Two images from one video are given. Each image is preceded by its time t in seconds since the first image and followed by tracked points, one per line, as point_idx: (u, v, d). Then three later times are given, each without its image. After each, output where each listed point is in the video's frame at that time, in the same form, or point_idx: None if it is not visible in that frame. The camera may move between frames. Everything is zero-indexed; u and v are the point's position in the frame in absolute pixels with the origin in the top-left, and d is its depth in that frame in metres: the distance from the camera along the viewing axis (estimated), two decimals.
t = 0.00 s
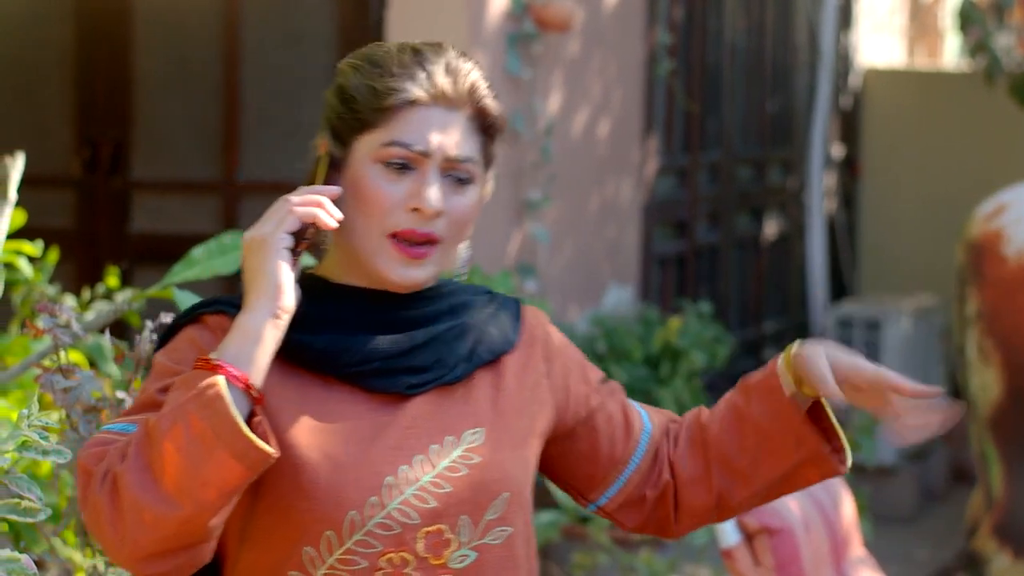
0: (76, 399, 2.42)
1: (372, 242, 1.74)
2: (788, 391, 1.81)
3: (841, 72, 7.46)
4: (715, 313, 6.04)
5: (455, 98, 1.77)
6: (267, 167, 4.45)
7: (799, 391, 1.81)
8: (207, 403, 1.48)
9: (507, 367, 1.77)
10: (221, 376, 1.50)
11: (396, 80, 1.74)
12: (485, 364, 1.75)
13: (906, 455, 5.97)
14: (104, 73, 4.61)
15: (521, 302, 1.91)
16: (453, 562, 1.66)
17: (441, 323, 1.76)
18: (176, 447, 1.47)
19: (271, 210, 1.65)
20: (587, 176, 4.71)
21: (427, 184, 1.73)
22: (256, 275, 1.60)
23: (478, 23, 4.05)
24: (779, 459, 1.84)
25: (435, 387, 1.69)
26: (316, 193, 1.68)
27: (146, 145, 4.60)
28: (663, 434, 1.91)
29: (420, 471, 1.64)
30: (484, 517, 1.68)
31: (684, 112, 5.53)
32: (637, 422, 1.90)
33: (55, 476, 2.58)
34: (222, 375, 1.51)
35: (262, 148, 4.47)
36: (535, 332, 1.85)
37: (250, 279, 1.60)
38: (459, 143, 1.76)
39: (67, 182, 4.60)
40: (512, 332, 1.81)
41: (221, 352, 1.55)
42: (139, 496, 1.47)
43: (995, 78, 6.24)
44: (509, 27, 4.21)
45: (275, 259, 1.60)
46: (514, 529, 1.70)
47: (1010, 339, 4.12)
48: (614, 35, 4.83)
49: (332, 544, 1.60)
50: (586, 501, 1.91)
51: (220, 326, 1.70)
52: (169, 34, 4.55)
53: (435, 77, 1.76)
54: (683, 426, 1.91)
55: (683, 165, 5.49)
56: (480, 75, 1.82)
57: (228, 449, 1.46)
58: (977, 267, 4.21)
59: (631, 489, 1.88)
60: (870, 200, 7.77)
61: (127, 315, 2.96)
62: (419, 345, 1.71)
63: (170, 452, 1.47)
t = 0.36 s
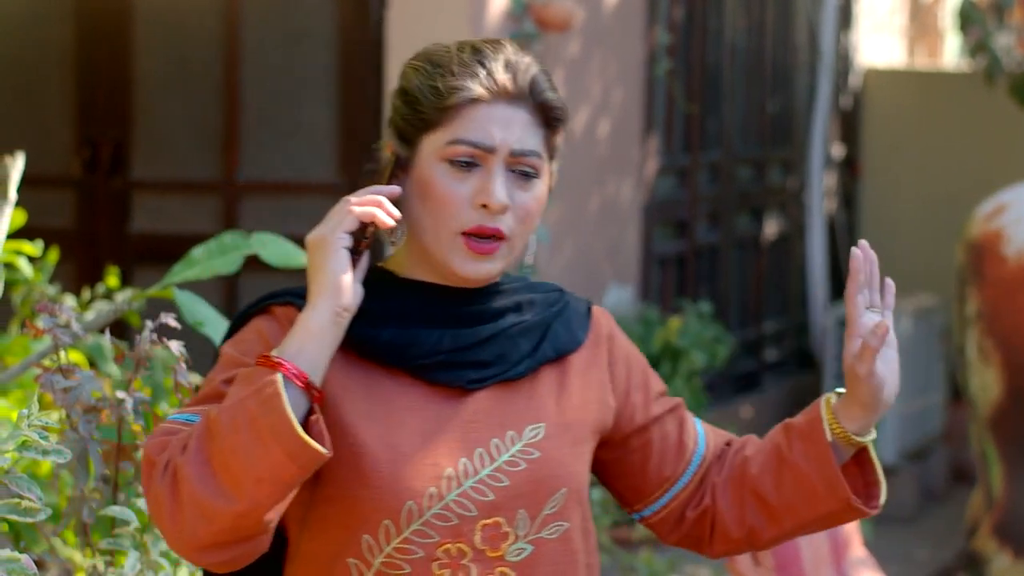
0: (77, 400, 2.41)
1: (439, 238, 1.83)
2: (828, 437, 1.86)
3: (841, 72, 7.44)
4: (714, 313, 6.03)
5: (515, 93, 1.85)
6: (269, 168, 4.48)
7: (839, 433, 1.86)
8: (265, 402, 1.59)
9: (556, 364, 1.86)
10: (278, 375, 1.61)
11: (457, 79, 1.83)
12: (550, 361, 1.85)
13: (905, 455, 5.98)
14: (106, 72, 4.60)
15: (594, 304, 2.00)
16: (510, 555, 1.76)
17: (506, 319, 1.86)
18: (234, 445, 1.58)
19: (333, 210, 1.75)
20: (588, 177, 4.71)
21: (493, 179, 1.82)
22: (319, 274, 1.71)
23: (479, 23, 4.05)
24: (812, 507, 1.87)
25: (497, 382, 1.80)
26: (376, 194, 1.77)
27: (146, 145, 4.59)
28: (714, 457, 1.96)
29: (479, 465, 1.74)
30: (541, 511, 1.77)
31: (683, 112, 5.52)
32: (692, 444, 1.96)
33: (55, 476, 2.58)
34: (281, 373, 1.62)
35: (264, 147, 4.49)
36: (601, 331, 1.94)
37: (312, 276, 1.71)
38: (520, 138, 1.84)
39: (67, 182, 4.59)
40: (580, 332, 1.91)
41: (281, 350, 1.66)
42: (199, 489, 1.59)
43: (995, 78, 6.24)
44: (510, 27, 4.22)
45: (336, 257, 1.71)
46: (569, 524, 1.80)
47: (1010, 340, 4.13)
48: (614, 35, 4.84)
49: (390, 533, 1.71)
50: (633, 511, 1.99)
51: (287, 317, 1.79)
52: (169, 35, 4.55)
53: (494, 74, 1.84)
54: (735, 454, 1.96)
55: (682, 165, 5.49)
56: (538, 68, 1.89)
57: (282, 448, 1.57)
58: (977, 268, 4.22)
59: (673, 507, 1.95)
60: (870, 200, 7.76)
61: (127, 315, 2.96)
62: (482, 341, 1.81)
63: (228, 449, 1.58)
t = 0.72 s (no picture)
0: (77, 399, 2.41)
1: (464, 242, 1.81)
2: (838, 444, 1.85)
3: (841, 72, 7.44)
4: (715, 313, 6.04)
5: (539, 97, 1.82)
6: (269, 169, 4.49)
7: (850, 442, 1.85)
8: (298, 405, 1.57)
9: (578, 364, 1.85)
10: (309, 377, 1.59)
11: (482, 82, 1.80)
12: (572, 360, 1.84)
13: (906, 455, 5.98)
14: (106, 73, 4.60)
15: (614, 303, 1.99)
16: (534, 553, 1.75)
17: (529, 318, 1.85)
18: (268, 449, 1.56)
19: (359, 213, 1.73)
20: (589, 176, 4.71)
21: (518, 184, 1.80)
22: (347, 277, 1.68)
23: (480, 23, 4.04)
24: (817, 512, 1.86)
25: (521, 381, 1.79)
26: (399, 194, 1.74)
27: (146, 145, 4.59)
28: (723, 462, 1.95)
29: (503, 464, 1.74)
30: (564, 510, 1.77)
31: (683, 112, 5.53)
32: (703, 448, 1.94)
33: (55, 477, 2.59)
34: (312, 375, 1.60)
35: (265, 147, 4.49)
36: (621, 333, 1.93)
37: (340, 280, 1.69)
38: (545, 141, 1.81)
39: (67, 182, 4.59)
40: (602, 332, 1.90)
41: (310, 352, 1.63)
42: (233, 493, 1.57)
43: (996, 78, 6.24)
44: (510, 28, 4.21)
45: (364, 259, 1.68)
46: (592, 523, 1.79)
47: (1011, 340, 4.12)
48: (614, 34, 4.84)
49: (417, 532, 1.70)
50: (640, 511, 1.98)
51: (315, 317, 1.77)
52: (169, 35, 4.55)
53: (519, 77, 1.81)
54: (744, 459, 1.95)
55: (683, 165, 5.50)
56: (562, 70, 1.86)
57: (317, 450, 1.55)
58: (977, 268, 4.22)
59: (681, 509, 1.94)
60: (870, 200, 7.76)
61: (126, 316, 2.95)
62: (507, 341, 1.80)
63: (262, 452, 1.56)
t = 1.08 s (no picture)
0: (77, 399, 2.41)
1: (476, 242, 1.81)
2: (838, 457, 1.86)
3: (841, 72, 7.43)
4: (715, 313, 6.04)
5: (553, 98, 1.82)
6: (269, 169, 4.49)
7: (850, 457, 1.86)
8: (314, 404, 1.56)
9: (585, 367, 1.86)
10: (324, 376, 1.59)
11: (496, 83, 1.80)
12: (581, 362, 1.85)
13: (906, 455, 5.98)
14: (106, 73, 4.60)
15: (621, 306, 2.00)
16: (541, 554, 1.76)
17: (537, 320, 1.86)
18: (283, 447, 1.55)
19: (373, 213, 1.73)
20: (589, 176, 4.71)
21: (531, 184, 1.80)
22: (362, 276, 1.68)
23: (480, 24, 4.04)
24: (813, 523, 1.87)
25: (531, 382, 1.79)
26: (415, 194, 1.76)
27: (146, 145, 4.59)
28: (724, 468, 1.95)
29: (512, 466, 1.73)
30: (571, 512, 1.77)
31: (683, 112, 5.53)
32: (704, 453, 1.95)
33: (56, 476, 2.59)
34: (327, 374, 1.60)
35: (265, 147, 4.49)
36: (629, 337, 1.94)
37: (355, 280, 1.68)
38: (557, 142, 1.82)
39: (67, 182, 4.59)
40: (610, 333, 1.90)
41: (325, 350, 1.63)
42: (247, 491, 1.56)
43: (996, 78, 6.23)
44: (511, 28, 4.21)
45: (379, 258, 1.68)
46: (599, 524, 1.80)
47: (1011, 339, 4.12)
48: (614, 34, 4.84)
49: (426, 532, 1.70)
50: (639, 513, 1.99)
51: (327, 315, 1.78)
52: (169, 35, 4.55)
53: (532, 78, 1.81)
54: (743, 466, 1.95)
55: (683, 165, 5.50)
56: (575, 71, 1.86)
57: (333, 449, 1.55)
58: (977, 268, 4.21)
59: (680, 513, 1.95)
60: (870, 200, 7.76)
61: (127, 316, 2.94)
62: (517, 342, 1.80)
63: (277, 450, 1.56)
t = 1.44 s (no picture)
0: (77, 399, 2.41)
1: (481, 244, 1.81)
2: (847, 453, 1.87)
3: (840, 72, 7.44)
4: (715, 312, 6.04)
5: (556, 100, 1.82)
6: (269, 170, 4.49)
7: (859, 453, 1.87)
8: (322, 406, 1.56)
9: (588, 366, 1.86)
10: (332, 378, 1.59)
11: (499, 85, 1.80)
12: (587, 360, 1.85)
13: (906, 455, 5.98)
14: (106, 73, 4.60)
15: (628, 305, 2.00)
16: (548, 552, 1.76)
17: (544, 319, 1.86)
18: (292, 450, 1.55)
19: (379, 216, 1.74)
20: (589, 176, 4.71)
21: (536, 185, 1.80)
22: (369, 277, 1.68)
23: (479, 24, 4.04)
24: (823, 518, 1.88)
25: (538, 380, 1.79)
26: (422, 196, 1.75)
27: (146, 145, 4.59)
28: (732, 465, 1.96)
29: (519, 463, 1.73)
30: (577, 510, 1.77)
31: (683, 112, 5.53)
32: (712, 450, 1.95)
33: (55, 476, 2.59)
34: (335, 376, 1.60)
35: (265, 147, 4.49)
36: (635, 335, 1.94)
37: (363, 283, 1.69)
38: (561, 143, 1.81)
39: (67, 181, 4.59)
40: (616, 332, 1.90)
41: (332, 352, 1.63)
42: (256, 492, 1.56)
43: (995, 78, 6.23)
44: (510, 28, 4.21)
45: (387, 261, 1.68)
46: (606, 522, 1.80)
47: (1011, 339, 4.12)
48: (614, 34, 4.84)
49: (433, 530, 1.70)
50: (648, 510, 2.00)
51: (335, 317, 1.78)
52: (169, 35, 4.55)
53: (535, 79, 1.81)
54: (752, 462, 1.96)
55: (683, 165, 5.50)
56: (579, 73, 1.86)
57: (341, 452, 1.55)
58: (977, 268, 4.21)
59: (689, 510, 1.95)
60: (870, 200, 7.76)
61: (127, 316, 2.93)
62: (524, 340, 1.81)
63: (286, 452, 1.56)
